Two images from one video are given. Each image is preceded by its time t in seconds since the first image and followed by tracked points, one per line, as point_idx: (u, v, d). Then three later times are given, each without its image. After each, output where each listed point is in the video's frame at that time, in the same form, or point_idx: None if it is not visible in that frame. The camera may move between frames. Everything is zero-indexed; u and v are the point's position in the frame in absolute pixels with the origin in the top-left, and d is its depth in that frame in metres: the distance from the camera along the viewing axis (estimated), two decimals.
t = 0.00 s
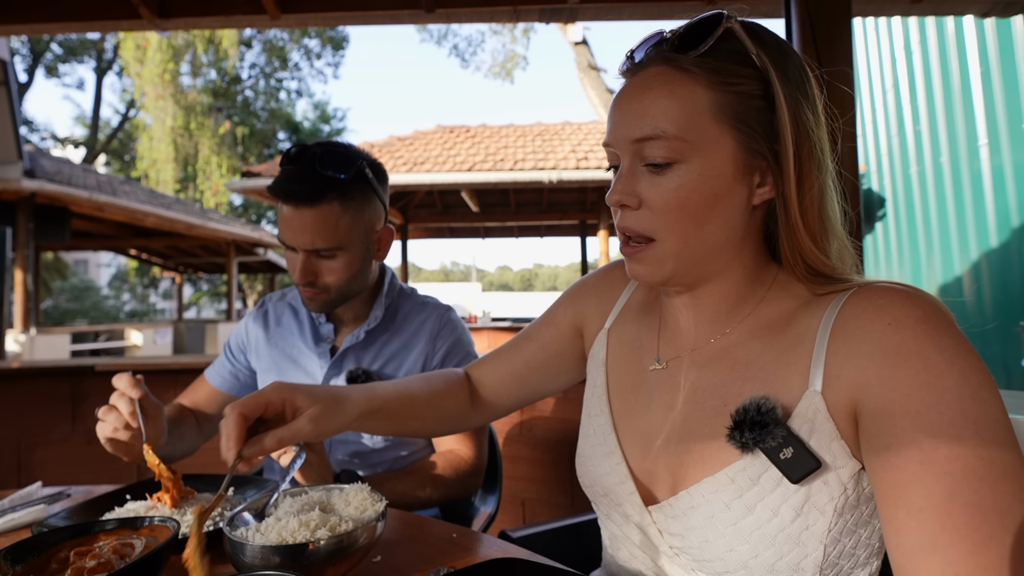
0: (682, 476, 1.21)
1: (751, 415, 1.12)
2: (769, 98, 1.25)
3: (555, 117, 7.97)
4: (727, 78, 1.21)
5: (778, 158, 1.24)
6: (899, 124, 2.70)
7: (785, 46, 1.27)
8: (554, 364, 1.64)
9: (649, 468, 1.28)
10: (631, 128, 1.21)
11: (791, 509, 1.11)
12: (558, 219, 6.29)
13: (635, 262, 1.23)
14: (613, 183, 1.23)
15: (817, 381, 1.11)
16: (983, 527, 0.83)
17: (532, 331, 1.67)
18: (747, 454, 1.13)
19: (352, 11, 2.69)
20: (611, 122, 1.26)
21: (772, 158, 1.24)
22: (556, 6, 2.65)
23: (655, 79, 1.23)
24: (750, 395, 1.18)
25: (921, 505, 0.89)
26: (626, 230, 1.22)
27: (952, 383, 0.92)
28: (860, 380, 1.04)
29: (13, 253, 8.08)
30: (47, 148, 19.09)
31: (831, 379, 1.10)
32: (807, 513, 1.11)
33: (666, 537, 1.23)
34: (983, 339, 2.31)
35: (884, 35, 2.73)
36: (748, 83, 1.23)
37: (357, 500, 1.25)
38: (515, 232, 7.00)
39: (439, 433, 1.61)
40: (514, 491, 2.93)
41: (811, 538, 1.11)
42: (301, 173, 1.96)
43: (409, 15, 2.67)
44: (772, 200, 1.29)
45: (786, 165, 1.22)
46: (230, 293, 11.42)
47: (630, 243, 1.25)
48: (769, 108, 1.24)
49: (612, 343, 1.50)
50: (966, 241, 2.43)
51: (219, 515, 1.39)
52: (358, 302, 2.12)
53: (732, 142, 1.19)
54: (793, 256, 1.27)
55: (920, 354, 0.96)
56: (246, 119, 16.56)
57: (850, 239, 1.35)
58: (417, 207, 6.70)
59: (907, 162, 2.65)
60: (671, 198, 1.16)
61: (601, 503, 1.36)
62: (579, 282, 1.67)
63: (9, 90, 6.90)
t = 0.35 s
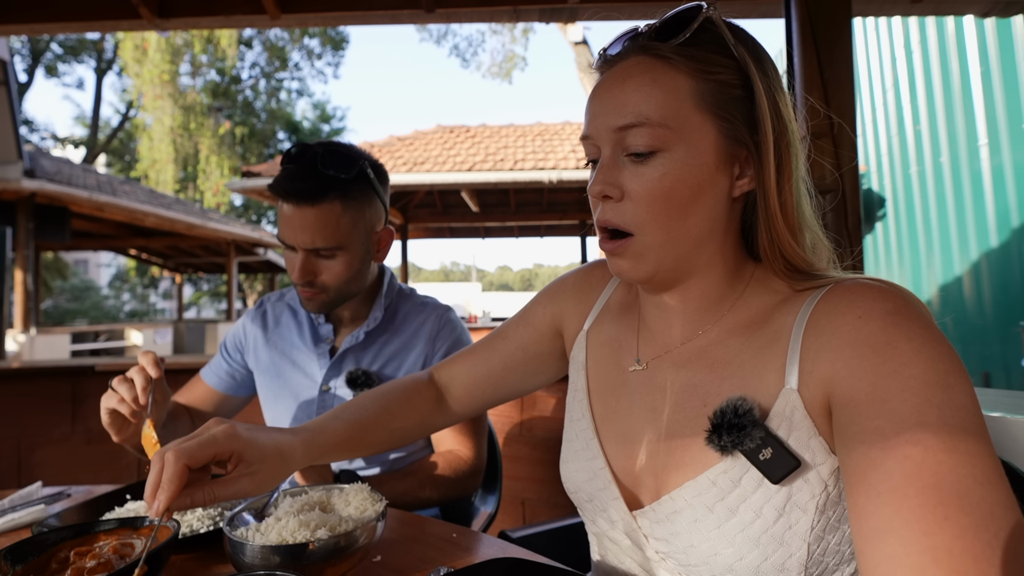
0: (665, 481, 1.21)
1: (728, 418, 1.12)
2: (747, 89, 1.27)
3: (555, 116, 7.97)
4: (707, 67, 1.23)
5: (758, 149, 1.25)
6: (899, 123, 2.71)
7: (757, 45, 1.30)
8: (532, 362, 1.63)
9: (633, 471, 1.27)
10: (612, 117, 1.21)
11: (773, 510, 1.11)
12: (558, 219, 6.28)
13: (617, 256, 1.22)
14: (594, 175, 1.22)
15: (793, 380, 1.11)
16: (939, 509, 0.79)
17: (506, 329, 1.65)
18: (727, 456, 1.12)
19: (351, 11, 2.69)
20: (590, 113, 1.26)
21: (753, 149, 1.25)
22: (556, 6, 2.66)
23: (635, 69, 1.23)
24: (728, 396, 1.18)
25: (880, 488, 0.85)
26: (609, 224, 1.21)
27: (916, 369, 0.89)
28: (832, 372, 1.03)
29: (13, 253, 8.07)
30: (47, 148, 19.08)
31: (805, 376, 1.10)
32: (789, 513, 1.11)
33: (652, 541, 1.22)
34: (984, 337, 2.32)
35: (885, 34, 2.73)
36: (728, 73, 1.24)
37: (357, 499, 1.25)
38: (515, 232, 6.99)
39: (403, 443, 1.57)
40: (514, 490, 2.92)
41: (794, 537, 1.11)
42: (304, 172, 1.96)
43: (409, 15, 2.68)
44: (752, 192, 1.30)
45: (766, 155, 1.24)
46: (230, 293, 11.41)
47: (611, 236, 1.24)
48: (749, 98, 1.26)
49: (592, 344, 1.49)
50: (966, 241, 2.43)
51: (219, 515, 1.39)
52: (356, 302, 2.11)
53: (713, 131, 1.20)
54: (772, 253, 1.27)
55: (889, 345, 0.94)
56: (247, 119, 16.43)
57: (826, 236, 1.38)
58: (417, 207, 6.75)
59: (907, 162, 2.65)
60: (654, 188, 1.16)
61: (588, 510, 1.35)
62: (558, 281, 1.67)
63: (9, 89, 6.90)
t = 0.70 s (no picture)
0: (654, 483, 1.21)
1: (715, 419, 1.12)
2: (736, 86, 1.26)
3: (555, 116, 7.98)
4: (692, 66, 1.22)
5: (747, 147, 1.25)
6: (899, 123, 2.71)
7: (750, 37, 1.28)
8: (526, 362, 1.63)
9: (623, 473, 1.27)
10: (598, 120, 1.22)
11: (762, 513, 1.11)
12: (558, 219, 6.27)
13: (606, 256, 1.22)
14: (582, 177, 1.23)
15: (783, 381, 1.11)
16: (927, 520, 0.79)
17: (497, 327, 1.65)
18: (714, 459, 1.13)
19: (352, 11, 2.69)
20: (578, 116, 1.26)
21: (742, 147, 1.25)
22: (557, 6, 2.66)
23: (621, 69, 1.23)
24: (716, 398, 1.18)
25: (867, 497, 0.85)
26: (598, 225, 1.22)
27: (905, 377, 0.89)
28: (823, 374, 1.03)
29: (13, 254, 8.08)
30: (47, 148, 19.08)
31: (795, 378, 1.09)
32: (777, 516, 1.11)
33: (642, 544, 1.22)
34: (984, 337, 2.32)
35: (885, 34, 2.73)
36: (716, 72, 1.24)
37: (355, 500, 1.25)
38: (515, 232, 6.99)
39: (396, 440, 1.56)
40: (514, 490, 2.92)
41: (784, 540, 1.11)
42: (311, 163, 1.97)
43: (409, 15, 2.68)
44: (743, 190, 1.30)
45: (754, 154, 1.24)
46: (230, 293, 11.42)
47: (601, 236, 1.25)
48: (738, 97, 1.26)
49: (583, 344, 1.49)
50: (966, 241, 2.43)
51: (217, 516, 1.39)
52: (356, 302, 2.11)
53: (701, 131, 1.20)
54: (763, 252, 1.27)
55: (881, 349, 0.94)
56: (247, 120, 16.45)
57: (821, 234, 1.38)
58: (417, 206, 6.65)
59: (907, 162, 2.65)
60: (642, 190, 1.17)
61: (579, 511, 1.35)
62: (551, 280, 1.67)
63: (10, 90, 6.91)
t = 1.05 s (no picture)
0: (656, 483, 1.21)
1: (719, 418, 1.12)
2: (735, 86, 1.26)
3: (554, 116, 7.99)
4: (691, 68, 1.23)
5: (748, 147, 1.25)
6: (900, 123, 2.72)
7: (749, 36, 1.28)
8: (528, 364, 1.63)
9: (626, 472, 1.27)
10: (597, 124, 1.22)
11: (765, 513, 1.11)
12: (558, 219, 6.27)
13: (609, 259, 1.22)
14: (583, 183, 1.23)
15: (786, 381, 1.11)
16: (939, 521, 0.79)
17: (501, 331, 1.65)
18: (717, 458, 1.13)
19: (352, 11, 2.69)
20: (577, 121, 1.26)
21: (742, 147, 1.25)
22: (557, 6, 2.66)
23: (619, 72, 1.23)
24: (719, 397, 1.18)
25: (879, 496, 0.85)
26: (599, 230, 1.22)
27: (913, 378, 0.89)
28: (829, 374, 1.02)
29: (12, 254, 8.07)
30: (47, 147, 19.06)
31: (800, 378, 1.09)
32: (781, 516, 1.11)
33: (644, 544, 1.22)
34: (984, 337, 2.32)
35: (885, 34, 2.73)
36: (714, 73, 1.24)
37: (356, 500, 1.25)
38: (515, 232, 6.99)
39: (399, 442, 1.55)
40: (514, 490, 2.92)
41: (787, 541, 1.12)
42: (324, 157, 1.97)
43: (409, 15, 2.67)
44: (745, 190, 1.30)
45: (755, 154, 1.24)
46: (230, 293, 11.42)
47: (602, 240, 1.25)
48: (737, 97, 1.26)
49: (585, 345, 1.49)
50: (966, 241, 2.43)
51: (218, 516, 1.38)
52: (358, 303, 2.11)
53: (700, 133, 1.20)
54: (766, 252, 1.27)
55: (889, 349, 0.94)
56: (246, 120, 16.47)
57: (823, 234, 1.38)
58: (417, 207, 6.68)
59: (907, 162, 2.66)
60: (642, 194, 1.17)
61: (581, 511, 1.35)
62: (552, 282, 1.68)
63: (10, 90, 6.91)
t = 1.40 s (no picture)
0: (668, 482, 1.21)
1: (732, 418, 1.13)
2: (756, 89, 1.27)
3: (554, 116, 7.98)
4: (714, 70, 1.22)
5: (768, 149, 1.26)
6: (900, 123, 2.72)
7: (765, 39, 1.29)
8: (543, 366, 1.63)
9: (637, 471, 1.27)
10: (620, 124, 1.21)
11: (775, 513, 1.11)
12: (558, 219, 6.26)
13: (629, 260, 1.22)
14: (604, 183, 1.23)
15: (801, 383, 1.10)
16: (958, 522, 0.79)
17: (518, 331, 1.65)
18: (728, 457, 1.13)
19: (352, 11, 2.69)
20: (598, 120, 1.26)
21: (763, 149, 1.26)
22: (556, 6, 2.65)
23: (642, 73, 1.23)
24: (734, 397, 1.18)
25: (896, 496, 0.84)
26: (619, 230, 1.22)
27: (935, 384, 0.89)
28: (844, 377, 1.03)
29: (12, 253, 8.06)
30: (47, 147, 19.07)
31: (815, 379, 1.09)
32: (791, 517, 1.11)
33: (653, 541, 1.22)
34: (984, 337, 2.31)
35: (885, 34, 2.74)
36: (737, 74, 1.24)
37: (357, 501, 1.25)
38: (515, 232, 6.98)
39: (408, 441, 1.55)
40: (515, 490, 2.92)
41: (797, 541, 1.11)
42: (325, 156, 1.96)
43: (409, 15, 2.67)
44: (764, 192, 1.31)
45: (776, 155, 1.25)
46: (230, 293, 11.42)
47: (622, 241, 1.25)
48: (759, 99, 1.26)
49: (598, 344, 1.49)
50: (966, 241, 2.43)
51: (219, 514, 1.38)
52: (360, 305, 2.11)
53: (722, 135, 1.20)
54: (783, 256, 1.27)
55: (908, 354, 0.94)
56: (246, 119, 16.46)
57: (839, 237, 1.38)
58: (417, 207, 6.64)
59: (907, 162, 2.66)
60: (665, 194, 1.17)
61: (589, 507, 1.35)
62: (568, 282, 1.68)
63: (9, 90, 6.91)
